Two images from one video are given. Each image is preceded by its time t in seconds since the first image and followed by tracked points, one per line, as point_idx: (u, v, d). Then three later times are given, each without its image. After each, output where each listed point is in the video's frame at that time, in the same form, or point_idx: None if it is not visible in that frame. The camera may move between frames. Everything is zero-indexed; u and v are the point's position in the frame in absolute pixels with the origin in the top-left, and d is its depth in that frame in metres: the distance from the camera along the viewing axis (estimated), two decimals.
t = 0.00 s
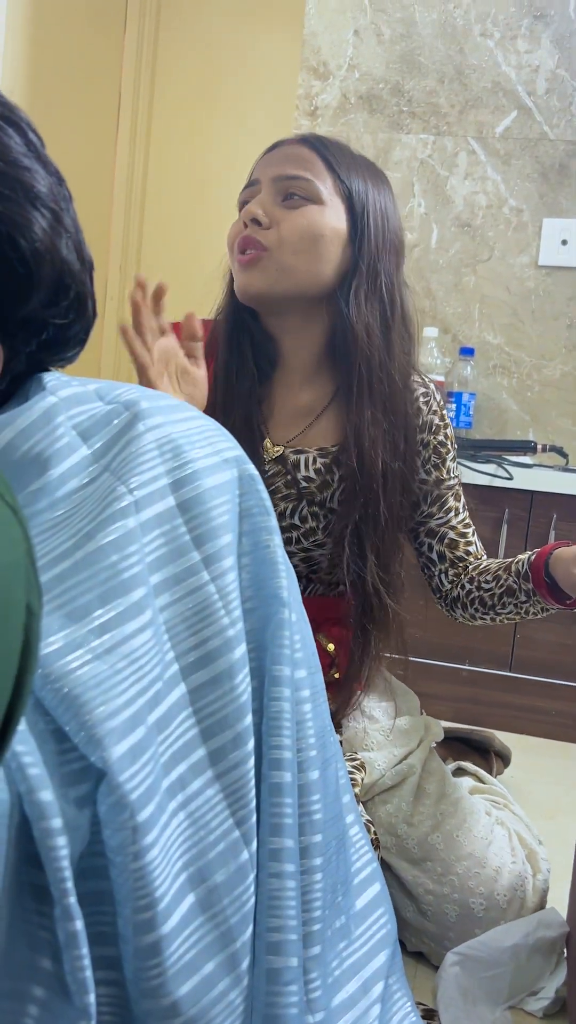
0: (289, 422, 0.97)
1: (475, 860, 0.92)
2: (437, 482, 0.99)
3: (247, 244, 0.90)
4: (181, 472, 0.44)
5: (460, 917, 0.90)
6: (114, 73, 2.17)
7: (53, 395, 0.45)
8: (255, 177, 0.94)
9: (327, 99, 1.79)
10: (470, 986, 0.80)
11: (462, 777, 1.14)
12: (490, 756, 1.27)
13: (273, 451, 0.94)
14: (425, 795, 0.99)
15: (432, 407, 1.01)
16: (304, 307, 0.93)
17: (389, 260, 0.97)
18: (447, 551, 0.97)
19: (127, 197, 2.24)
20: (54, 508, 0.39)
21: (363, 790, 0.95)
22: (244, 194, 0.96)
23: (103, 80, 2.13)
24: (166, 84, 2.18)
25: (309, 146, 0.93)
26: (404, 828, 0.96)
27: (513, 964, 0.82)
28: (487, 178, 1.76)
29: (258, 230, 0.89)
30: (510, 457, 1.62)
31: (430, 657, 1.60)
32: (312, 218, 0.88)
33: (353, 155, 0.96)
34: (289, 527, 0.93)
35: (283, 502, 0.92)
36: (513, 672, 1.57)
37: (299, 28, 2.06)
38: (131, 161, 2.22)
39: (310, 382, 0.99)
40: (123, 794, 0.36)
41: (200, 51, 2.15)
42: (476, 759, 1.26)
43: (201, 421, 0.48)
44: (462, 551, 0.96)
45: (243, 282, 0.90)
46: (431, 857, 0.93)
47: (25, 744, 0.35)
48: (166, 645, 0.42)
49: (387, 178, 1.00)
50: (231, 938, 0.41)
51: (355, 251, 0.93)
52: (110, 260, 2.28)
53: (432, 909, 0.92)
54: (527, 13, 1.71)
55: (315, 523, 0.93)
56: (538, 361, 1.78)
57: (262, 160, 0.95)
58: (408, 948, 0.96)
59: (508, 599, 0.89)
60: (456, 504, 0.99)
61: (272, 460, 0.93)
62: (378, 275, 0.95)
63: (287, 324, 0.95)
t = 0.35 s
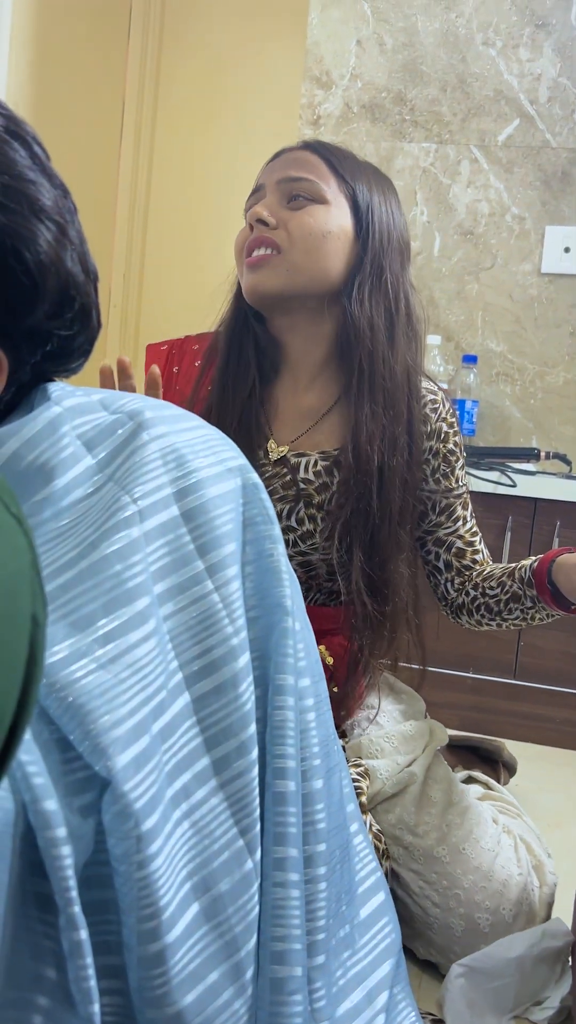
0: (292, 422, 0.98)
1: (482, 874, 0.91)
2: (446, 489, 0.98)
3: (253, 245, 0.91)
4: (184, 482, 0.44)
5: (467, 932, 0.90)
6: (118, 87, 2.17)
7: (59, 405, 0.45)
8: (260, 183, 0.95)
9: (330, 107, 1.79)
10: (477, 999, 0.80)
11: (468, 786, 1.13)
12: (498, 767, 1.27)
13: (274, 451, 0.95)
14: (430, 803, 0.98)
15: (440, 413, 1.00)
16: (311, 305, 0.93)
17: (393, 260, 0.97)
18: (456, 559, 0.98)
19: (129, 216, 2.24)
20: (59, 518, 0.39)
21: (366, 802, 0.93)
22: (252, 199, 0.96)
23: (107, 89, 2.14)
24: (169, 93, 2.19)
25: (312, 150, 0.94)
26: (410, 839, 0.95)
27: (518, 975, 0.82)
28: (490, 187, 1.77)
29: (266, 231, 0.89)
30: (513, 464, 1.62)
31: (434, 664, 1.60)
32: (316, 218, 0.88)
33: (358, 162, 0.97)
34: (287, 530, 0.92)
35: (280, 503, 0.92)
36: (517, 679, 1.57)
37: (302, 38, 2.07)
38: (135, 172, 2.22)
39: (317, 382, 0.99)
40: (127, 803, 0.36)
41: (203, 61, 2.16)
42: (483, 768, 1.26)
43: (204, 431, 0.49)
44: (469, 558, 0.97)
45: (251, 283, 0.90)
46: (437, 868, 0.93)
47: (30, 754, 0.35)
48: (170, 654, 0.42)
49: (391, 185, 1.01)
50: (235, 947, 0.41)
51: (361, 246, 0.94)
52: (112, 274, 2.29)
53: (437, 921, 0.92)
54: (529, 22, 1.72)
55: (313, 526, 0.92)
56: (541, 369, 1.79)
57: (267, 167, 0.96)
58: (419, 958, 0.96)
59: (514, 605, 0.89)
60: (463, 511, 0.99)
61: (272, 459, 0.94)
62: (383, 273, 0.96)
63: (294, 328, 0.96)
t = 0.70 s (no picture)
0: (292, 426, 0.98)
1: (474, 877, 0.91)
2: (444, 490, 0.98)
3: (255, 270, 0.91)
4: (187, 491, 0.45)
5: (459, 933, 0.90)
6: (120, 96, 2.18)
7: (62, 414, 0.45)
8: (268, 194, 0.95)
9: (331, 117, 1.81)
10: (474, 1008, 0.80)
11: (471, 795, 1.13)
12: (501, 776, 1.27)
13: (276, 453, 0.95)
14: (426, 807, 0.99)
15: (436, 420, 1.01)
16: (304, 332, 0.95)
17: (398, 283, 0.97)
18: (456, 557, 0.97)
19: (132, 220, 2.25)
20: (61, 528, 0.40)
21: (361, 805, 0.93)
22: (258, 208, 0.96)
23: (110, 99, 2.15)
24: (171, 101, 2.20)
25: (316, 163, 0.93)
26: (403, 842, 0.95)
27: (515, 987, 0.82)
28: (490, 195, 1.78)
29: (267, 257, 0.90)
30: (514, 472, 1.62)
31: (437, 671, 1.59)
32: (320, 245, 0.89)
33: (366, 169, 0.96)
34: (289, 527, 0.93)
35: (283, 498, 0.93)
36: (519, 687, 1.57)
37: (303, 48, 2.08)
38: (138, 181, 2.24)
39: (318, 387, 0.99)
40: (129, 812, 0.36)
41: (206, 65, 2.17)
42: (486, 776, 1.26)
43: (206, 440, 0.49)
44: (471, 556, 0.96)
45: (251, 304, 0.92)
46: (429, 872, 0.93)
47: (33, 762, 0.35)
48: (172, 663, 0.42)
49: (393, 181, 1.00)
50: (238, 955, 0.41)
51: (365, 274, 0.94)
52: (114, 283, 2.29)
53: (430, 927, 0.92)
54: (529, 32, 1.73)
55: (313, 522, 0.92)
56: (542, 376, 1.79)
57: (278, 177, 0.96)
58: (413, 963, 0.97)
59: (510, 613, 0.89)
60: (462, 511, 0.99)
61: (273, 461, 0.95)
62: (386, 300, 0.95)
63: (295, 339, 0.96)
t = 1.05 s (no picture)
0: (298, 443, 0.99)
1: (476, 887, 0.91)
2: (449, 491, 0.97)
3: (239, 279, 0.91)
4: (183, 502, 0.45)
5: (461, 943, 0.90)
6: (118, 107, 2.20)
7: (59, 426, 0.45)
8: (235, 215, 0.96)
9: (327, 128, 1.82)
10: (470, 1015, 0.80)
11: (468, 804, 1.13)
12: (498, 784, 1.27)
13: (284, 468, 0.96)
14: (427, 819, 0.99)
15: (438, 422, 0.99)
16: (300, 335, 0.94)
17: (373, 270, 0.99)
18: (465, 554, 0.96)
19: (130, 223, 2.26)
20: (58, 540, 0.40)
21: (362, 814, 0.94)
22: (231, 236, 0.97)
23: (107, 110, 2.16)
24: (170, 112, 2.21)
25: (280, 182, 0.95)
26: (404, 854, 0.96)
27: (512, 996, 0.82)
28: (485, 205, 1.79)
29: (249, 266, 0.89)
30: (511, 480, 1.63)
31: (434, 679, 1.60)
32: (298, 240, 0.89)
33: (330, 190, 0.97)
34: (301, 545, 0.93)
35: (295, 518, 0.93)
36: (516, 695, 1.57)
37: (300, 59, 2.10)
38: (136, 189, 2.25)
39: (317, 401, 1.00)
40: (125, 822, 0.36)
41: (203, 75, 2.18)
42: (483, 785, 1.26)
43: (201, 450, 0.49)
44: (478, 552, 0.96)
45: (243, 310, 0.90)
46: (430, 884, 0.93)
47: (30, 773, 0.35)
48: (168, 673, 0.42)
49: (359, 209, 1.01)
50: (234, 964, 0.41)
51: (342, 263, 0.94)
52: (111, 291, 2.31)
53: (432, 937, 0.91)
54: (523, 43, 1.74)
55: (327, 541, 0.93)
56: (538, 385, 1.80)
57: (237, 203, 0.97)
58: (414, 976, 0.96)
59: (512, 622, 0.90)
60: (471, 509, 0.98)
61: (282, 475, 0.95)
62: (364, 288, 0.96)
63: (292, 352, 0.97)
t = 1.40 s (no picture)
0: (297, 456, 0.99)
1: (478, 890, 0.92)
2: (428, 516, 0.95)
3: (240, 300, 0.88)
4: (185, 507, 0.45)
5: (464, 946, 0.92)
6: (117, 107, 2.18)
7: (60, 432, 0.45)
8: (236, 221, 0.93)
9: (326, 131, 1.82)
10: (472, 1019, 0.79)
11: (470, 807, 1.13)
12: (499, 786, 1.27)
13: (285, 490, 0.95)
14: (429, 822, 0.97)
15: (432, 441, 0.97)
16: (297, 352, 0.93)
17: (377, 287, 0.96)
18: (437, 581, 0.95)
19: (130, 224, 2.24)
20: (60, 545, 0.40)
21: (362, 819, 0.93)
22: (228, 242, 0.95)
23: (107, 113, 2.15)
24: (170, 115, 2.23)
25: (285, 185, 0.93)
26: (406, 857, 0.95)
27: (514, 998, 0.82)
28: (485, 208, 1.79)
29: (250, 283, 0.87)
30: (511, 483, 1.63)
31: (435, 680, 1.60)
32: (301, 259, 0.87)
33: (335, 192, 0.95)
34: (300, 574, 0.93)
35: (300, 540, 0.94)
36: (516, 698, 1.58)
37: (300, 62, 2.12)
38: (135, 191, 2.24)
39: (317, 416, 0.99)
40: (129, 826, 0.36)
41: (205, 79, 2.20)
42: (484, 787, 1.26)
43: (203, 454, 0.49)
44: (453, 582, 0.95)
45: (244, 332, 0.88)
46: (433, 887, 0.93)
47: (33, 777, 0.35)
48: (170, 677, 0.42)
49: (363, 207, 0.99)
50: (237, 968, 0.41)
51: (345, 278, 0.92)
52: (112, 291, 2.28)
53: (435, 938, 0.93)
54: (522, 47, 1.74)
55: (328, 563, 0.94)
56: (538, 388, 1.81)
57: (239, 206, 0.94)
58: (415, 980, 0.98)
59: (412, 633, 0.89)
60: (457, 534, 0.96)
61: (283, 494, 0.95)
62: (367, 304, 0.94)
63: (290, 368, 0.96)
